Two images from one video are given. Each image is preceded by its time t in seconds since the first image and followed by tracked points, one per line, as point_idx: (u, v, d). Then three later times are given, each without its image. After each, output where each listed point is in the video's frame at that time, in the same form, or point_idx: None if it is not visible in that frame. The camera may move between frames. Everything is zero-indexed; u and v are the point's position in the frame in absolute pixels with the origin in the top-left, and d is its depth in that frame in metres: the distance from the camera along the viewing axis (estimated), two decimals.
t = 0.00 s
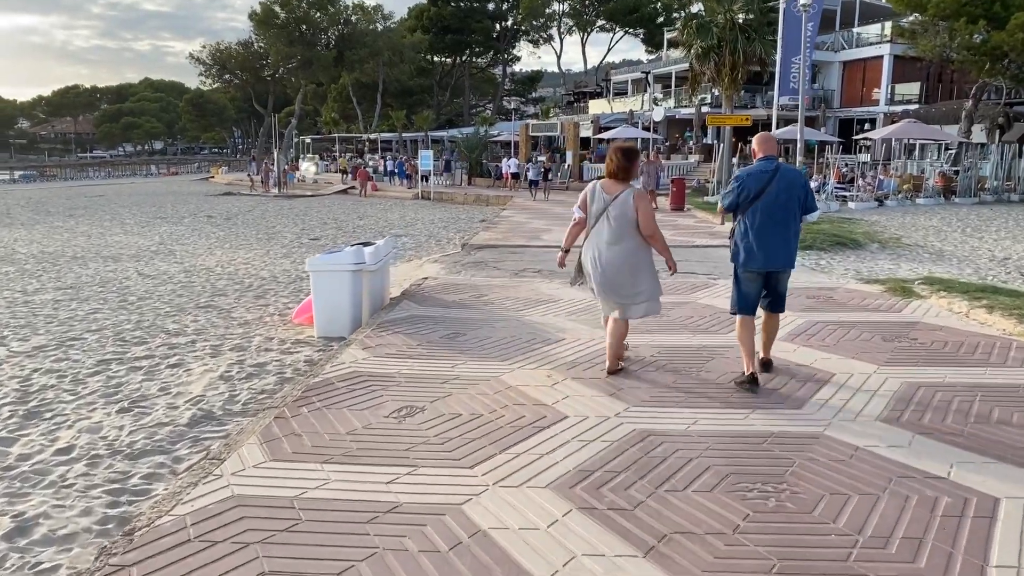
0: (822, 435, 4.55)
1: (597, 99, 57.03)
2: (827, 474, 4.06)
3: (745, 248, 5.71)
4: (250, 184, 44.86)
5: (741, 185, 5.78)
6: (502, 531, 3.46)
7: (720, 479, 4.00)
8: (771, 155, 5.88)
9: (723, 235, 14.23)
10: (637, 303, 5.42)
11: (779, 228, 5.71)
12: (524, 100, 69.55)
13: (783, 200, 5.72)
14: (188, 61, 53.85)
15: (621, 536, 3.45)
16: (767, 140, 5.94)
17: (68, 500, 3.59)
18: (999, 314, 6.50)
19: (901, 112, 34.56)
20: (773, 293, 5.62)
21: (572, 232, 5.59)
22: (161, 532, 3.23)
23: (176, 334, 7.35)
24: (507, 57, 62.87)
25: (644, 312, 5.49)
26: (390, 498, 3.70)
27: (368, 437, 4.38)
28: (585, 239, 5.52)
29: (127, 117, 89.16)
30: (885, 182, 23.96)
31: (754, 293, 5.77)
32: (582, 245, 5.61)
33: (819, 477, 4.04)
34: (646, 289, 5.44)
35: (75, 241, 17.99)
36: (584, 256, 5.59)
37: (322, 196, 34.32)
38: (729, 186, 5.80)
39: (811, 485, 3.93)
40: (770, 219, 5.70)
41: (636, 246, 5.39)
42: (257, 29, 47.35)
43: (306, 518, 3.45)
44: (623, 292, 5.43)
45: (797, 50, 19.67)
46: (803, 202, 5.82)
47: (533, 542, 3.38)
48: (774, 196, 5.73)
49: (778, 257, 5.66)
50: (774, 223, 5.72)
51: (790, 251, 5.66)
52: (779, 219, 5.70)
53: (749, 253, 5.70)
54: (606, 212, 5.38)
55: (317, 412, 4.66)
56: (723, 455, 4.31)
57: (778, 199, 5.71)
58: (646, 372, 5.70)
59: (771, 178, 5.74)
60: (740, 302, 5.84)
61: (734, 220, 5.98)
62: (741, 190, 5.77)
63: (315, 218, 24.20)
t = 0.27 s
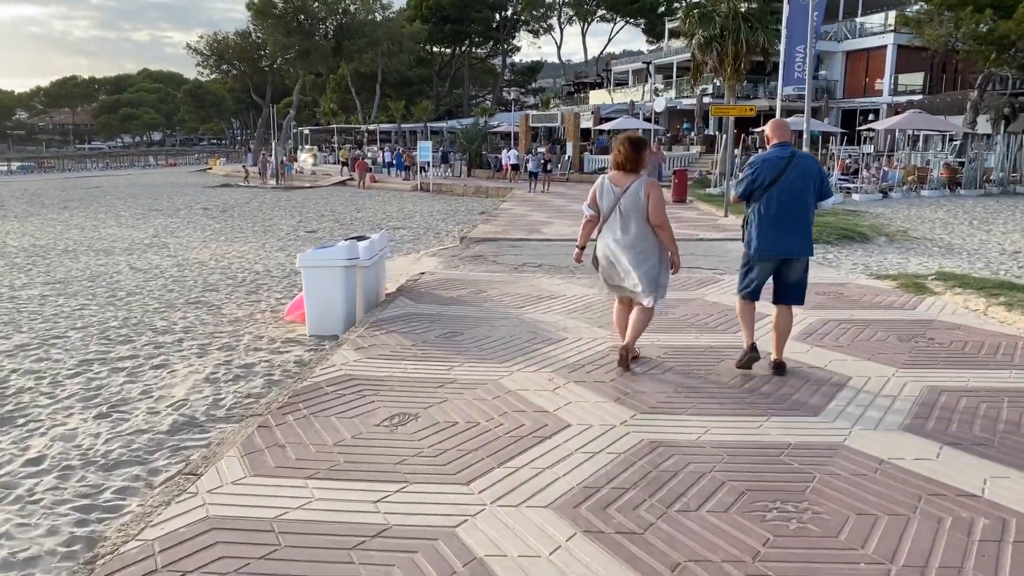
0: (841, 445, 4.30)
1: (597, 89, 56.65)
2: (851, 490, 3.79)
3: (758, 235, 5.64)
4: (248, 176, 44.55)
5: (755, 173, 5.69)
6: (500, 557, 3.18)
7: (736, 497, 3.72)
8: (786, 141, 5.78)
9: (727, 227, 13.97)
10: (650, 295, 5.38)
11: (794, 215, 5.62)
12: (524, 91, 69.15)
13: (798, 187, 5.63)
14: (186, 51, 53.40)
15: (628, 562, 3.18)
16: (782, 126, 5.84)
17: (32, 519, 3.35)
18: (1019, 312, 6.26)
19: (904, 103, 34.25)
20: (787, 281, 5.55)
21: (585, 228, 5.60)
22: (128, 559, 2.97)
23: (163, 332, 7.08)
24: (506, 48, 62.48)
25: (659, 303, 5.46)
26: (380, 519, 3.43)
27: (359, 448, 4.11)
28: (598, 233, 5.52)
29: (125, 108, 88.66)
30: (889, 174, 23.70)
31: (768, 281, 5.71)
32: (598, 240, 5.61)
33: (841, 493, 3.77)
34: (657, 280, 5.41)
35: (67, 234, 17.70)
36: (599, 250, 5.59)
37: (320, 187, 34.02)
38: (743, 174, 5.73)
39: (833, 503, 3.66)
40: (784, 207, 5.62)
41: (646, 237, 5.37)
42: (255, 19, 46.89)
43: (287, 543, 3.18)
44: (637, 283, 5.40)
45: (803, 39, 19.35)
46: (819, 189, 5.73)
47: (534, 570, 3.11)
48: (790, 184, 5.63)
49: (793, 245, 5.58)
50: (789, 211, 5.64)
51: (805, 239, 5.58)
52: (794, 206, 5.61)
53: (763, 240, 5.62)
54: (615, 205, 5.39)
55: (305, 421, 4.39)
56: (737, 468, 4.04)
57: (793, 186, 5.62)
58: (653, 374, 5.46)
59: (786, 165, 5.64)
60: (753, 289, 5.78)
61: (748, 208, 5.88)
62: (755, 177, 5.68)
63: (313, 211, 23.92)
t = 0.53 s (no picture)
0: (863, 460, 4.04)
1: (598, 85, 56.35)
2: (877, 511, 3.53)
3: (763, 235, 5.44)
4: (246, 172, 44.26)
5: (758, 170, 5.45)
6: None
7: (755, 519, 3.45)
8: (788, 136, 5.54)
9: (730, 224, 13.74)
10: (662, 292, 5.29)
11: (800, 213, 5.42)
12: (524, 87, 68.83)
13: (804, 183, 5.42)
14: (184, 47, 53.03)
15: None
16: (784, 119, 5.60)
17: None
18: None
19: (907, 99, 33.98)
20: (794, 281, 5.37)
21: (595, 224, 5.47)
22: None
23: (150, 334, 6.83)
24: (506, 43, 62.19)
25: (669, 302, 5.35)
26: (368, 546, 3.15)
27: (348, 463, 3.85)
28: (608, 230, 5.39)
29: (124, 104, 88.27)
30: (893, 170, 23.46)
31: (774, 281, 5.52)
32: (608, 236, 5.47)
33: (866, 514, 3.50)
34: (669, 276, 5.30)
35: (60, 231, 17.41)
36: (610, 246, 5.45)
37: (318, 184, 33.74)
38: (746, 171, 5.48)
39: (859, 526, 3.40)
40: (790, 204, 5.41)
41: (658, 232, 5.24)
42: (254, 14, 46.48)
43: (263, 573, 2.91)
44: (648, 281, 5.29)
45: (806, 33, 19.09)
46: (824, 183, 5.52)
47: None
48: (795, 180, 5.41)
49: (799, 244, 5.39)
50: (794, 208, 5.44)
51: (811, 237, 5.40)
52: (799, 204, 5.40)
53: (769, 240, 5.42)
54: (626, 202, 5.23)
55: (290, 433, 4.14)
56: (754, 484, 3.79)
57: (798, 183, 5.40)
58: (659, 379, 5.22)
59: (790, 162, 5.41)
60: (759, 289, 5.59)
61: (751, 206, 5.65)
62: (759, 175, 5.45)
63: (310, 207, 23.64)
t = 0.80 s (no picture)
0: (889, 480, 3.78)
1: (598, 85, 56.12)
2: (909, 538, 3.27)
3: (760, 232, 5.60)
4: (245, 172, 44.00)
5: (755, 169, 5.62)
6: None
7: (777, 548, 3.18)
8: (785, 134, 5.70)
9: (734, 225, 13.50)
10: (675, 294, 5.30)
11: (797, 210, 5.57)
12: (524, 87, 68.61)
13: (799, 181, 5.55)
14: (182, 46, 52.75)
15: None
16: (783, 117, 5.74)
17: None
18: None
19: (910, 98, 33.77)
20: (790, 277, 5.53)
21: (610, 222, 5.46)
22: None
23: (136, 339, 6.58)
24: (506, 43, 61.97)
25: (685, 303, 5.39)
26: None
27: (336, 486, 3.59)
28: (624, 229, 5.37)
29: (123, 104, 87.99)
30: (897, 170, 23.25)
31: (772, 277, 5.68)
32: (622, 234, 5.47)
33: (898, 543, 3.23)
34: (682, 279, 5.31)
35: (54, 232, 17.16)
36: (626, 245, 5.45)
37: (317, 184, 33.49)
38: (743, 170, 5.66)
39: (892, 558, 3.12)
40: (786, 202, 5.57)
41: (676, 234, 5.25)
42: (253, 13, 46.17)
43: None
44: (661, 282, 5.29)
45: (809, 31, 18.85)
46: (821, 182, 5.65)
47: None
48: (790, 178, 5.56)
49: (796, 240, 5.55)
50: (791, 206, 5.56)
51: (808, 234, 5.54)
52: (796, 202, 5.55)
53: (766, 238, 5.59)
54: (646, 203, 5.23)
55: (275, 451, 3.89)
56: (774, 508, 3.53)
57: (794, 181, 5.55)
58: (665, 388, 5.00)
59: (786, 160, 5.56)
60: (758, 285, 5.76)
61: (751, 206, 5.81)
62: (755, 174, 5.61)
63: (308, 207, 23.38)
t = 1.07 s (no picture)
0: (921, 509, 3.48)
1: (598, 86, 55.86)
2: None
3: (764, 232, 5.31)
4: (243, 173, 43.70)
5: (759, 167, 5.36)
6: None
7: None
8: (793, 132, 5.43)
9: (737, 227, 13.24)
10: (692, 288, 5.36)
11: (802, 210, 5.27)
12: (523, 88, 68.34)
13: (805, 180, 5.26)
14: (180, 48, 52.42)
15: None
16: (792, 116, 5.49)
17: None
18: None
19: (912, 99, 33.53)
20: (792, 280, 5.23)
21: (618, 219, 5.43)
22: None
23: (119, 347, 6.32)
24: (506, 44, 61.77)
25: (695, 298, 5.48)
26: None
27: (318, 516, 3.30)
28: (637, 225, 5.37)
29: (122, 106, 87.62)
30: (901, 171, 23.01)
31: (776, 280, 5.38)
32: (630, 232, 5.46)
33: None
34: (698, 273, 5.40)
35: (45, 234, 16.87)
36: (636, 242, 5.41)
37: (315, 186, 33.21)
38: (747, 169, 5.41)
39: None
40: (791, 202, 5.27)
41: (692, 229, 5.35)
42: (251, 14, 45.84)
43: None
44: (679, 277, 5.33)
45: (812, 31, 18.58)
46: (828, 182, 5.34)
47: None
48: (795, 177, 5.27)
49: (800, 242, 5.24)
50: (796, 206, 5.26)
51: (813, 235, 5.23)
52: (801, 202, 5.25)
53: (769, 238, 5.28)
54: (665, 198, 5.27)
55: (252, 475, 3.61)
56: (795, 540, 3.24)
57: (800, 180, 5.26)
58: (671, 402, 4.75)
59: (792, 157, 5.28)
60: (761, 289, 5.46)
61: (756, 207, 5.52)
62: (760, 173, 5.35)
63: (305, 209, 23.10)
